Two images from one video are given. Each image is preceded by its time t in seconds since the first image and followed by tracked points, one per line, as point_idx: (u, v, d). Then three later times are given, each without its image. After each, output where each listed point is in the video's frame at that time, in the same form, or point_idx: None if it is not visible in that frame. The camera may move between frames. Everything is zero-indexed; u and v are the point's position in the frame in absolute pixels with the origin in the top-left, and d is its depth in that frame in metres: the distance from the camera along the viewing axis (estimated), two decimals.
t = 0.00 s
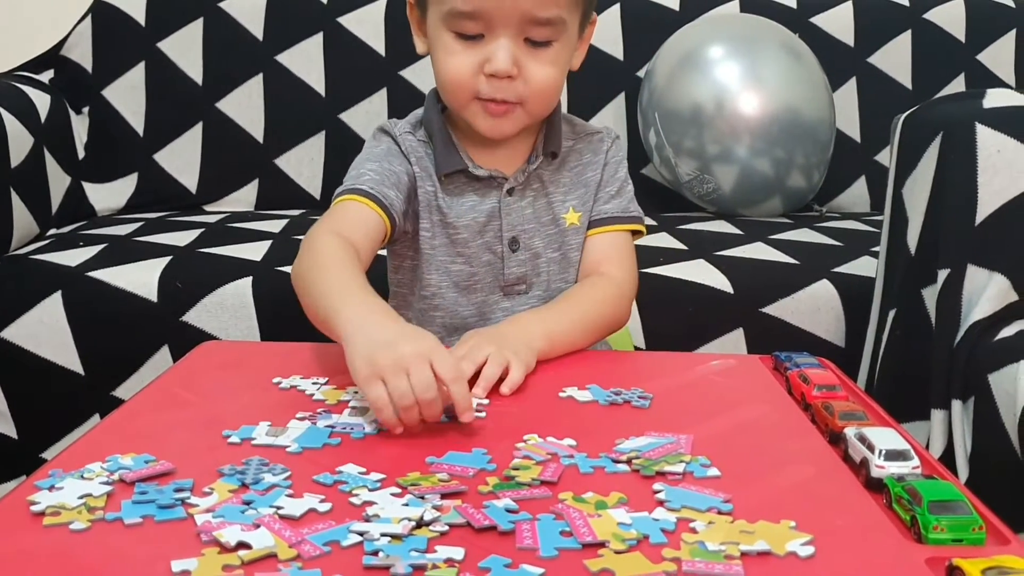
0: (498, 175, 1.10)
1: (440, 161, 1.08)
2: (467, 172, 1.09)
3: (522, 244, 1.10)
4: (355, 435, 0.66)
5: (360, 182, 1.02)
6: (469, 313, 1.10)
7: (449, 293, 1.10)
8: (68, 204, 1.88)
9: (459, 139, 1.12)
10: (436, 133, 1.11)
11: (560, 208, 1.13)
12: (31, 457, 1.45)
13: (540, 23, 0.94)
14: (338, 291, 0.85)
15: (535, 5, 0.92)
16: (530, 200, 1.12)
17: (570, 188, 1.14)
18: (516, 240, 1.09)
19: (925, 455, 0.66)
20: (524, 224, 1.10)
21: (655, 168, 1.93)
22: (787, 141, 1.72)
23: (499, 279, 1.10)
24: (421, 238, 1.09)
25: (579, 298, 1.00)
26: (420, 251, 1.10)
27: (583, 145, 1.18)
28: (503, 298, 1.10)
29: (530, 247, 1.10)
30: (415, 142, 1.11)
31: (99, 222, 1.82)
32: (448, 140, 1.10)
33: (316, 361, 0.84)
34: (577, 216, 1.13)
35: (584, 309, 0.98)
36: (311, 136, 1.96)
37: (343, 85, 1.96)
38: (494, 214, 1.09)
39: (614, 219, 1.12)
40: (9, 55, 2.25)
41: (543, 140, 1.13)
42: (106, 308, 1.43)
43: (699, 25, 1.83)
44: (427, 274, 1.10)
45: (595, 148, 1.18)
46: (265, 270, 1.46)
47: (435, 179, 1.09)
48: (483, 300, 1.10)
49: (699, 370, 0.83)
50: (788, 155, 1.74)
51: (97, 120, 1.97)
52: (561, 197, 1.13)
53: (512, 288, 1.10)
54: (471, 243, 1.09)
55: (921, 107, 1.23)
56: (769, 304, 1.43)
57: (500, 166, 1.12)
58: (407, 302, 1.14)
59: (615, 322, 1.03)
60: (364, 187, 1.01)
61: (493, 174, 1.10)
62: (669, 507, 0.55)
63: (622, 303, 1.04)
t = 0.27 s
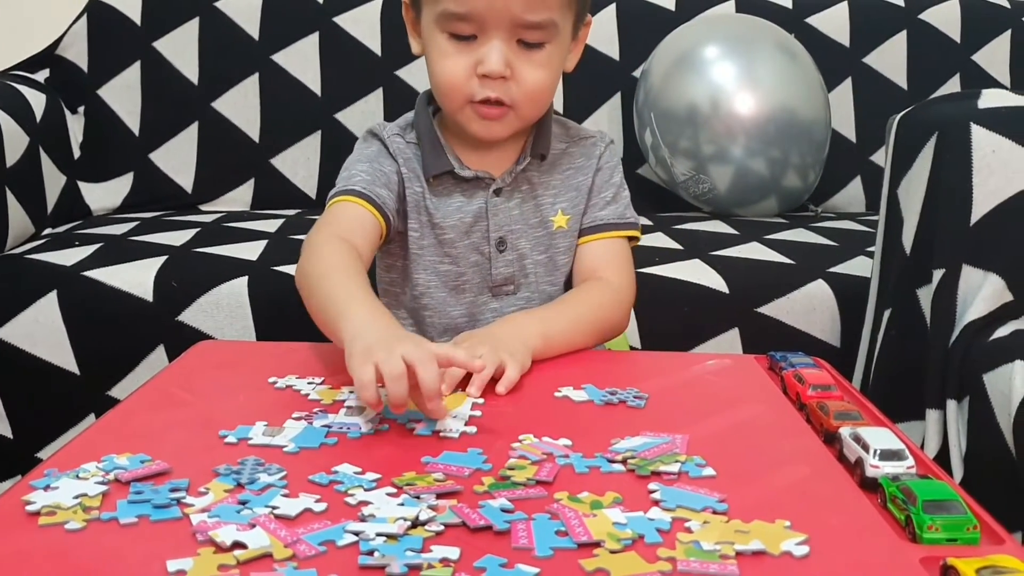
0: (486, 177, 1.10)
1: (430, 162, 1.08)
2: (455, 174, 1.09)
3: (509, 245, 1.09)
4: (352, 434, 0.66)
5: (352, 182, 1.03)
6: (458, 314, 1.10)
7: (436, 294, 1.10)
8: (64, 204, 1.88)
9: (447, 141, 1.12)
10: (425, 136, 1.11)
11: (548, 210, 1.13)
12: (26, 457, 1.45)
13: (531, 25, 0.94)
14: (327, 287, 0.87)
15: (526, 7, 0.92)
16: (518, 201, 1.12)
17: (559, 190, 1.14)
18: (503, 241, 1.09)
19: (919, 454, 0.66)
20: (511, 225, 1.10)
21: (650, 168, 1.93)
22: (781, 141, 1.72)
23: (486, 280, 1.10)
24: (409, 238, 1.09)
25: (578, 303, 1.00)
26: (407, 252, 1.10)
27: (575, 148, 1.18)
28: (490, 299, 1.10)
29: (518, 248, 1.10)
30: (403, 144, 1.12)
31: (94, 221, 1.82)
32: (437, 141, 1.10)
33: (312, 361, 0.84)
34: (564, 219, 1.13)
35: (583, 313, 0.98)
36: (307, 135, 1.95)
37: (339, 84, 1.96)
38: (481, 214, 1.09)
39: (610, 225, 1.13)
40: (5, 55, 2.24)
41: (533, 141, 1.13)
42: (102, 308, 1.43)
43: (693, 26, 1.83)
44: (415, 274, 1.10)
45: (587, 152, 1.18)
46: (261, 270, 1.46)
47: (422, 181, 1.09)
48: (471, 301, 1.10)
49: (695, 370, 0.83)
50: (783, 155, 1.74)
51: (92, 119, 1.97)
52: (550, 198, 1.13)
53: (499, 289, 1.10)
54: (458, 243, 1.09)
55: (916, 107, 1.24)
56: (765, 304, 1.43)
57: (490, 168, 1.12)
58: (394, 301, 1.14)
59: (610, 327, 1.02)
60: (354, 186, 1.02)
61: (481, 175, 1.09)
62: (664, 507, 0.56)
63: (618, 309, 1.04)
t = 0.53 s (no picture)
0: (480, 171, 1.10)
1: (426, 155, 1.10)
2: (450, 166, 1.10)
3: (500, 239, 1.09)
4: (350, 432, 0.66)
5: (332, 177, 1.11)
6: (447, 305, 1.10)
7: (427, 284, 1.11)
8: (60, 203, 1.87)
9: (450, 135, 1.13)
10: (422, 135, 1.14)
11: (543, 208, 1.11)
12: (23, 457, 1.45)
13: (541, 24, 0.94)
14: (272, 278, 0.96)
15: (535, 6, 0.92)
16: (515, 198, 1.11)
17: (557, 189, 1.13)
18: (495, 235, 1.09)
19: (916, 453, 0.66)
20: (504, 220, 1.09)
21: (647, 167, 1.93)
22: (779, 141, 1.72)
23: (476, 272, 1.10)
24: (401, 228, 1.11)
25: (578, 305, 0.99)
26: (400, 241, 1.12)
27: (579, 152, 1.16)
28: (478, 292, 1.10)
29: (509, 244, 1.09)
30: (400, 139, 1.14)
31: (91, 220, 1.82)
32: (438, 134, 1.12)
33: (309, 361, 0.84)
34: (558, 218, 1.12)
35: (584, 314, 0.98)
36: (304, 134, 1.95)
37: (336, 83, 1.96)
38: (473, 208, 1.09)
39: (609, 231, 1.11)
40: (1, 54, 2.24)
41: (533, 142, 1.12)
42: (99, 307, 1.43)
43: (692, 25, 1.83)
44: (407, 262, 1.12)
45: (591, 156, 1.16)
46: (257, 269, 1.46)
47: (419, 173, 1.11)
48: (460, 292, 1.10)
49: (692, 369, 0.83)
50: (781, 154, 1.74)
51: (89, 118, 1.97)
52: (547, 197, 1.12)
53: (488, 282, 1.09)
54: (449, 234, 1.10)
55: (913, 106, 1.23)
56: (762, 303, 1.43)
57: (487, 162, 1.12)
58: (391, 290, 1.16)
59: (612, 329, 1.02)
60: (330, 184, 1.10)
61: (476, 169, 1.10)
62: (661, 506, 0.55)
63: (618, 311, 1.03)
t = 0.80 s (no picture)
0: (481, 162, 1.10)
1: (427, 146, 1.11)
2: (451, 156, 1.10)
3: (503, 231, 1.09)
4: (346, 432, 0.66)
5: (351, 176, 1.08)
6: (453, 298, 1.10)
7: (432, 279, 1.11)
8: (57, 202, 1.87)
9: (451, 127, 1.13)
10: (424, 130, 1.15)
11: (540, 197, 1.10)
12: (20, 456, 1.44)
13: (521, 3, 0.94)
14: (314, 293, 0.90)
15: None
16: (516, 189, 1.10)
17: (556, 178, 1.12)
18: (497, 227, 1.09)
19: (912, 452, 0.67)
20: (506, 212, 1.09)
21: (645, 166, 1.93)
22: (776, 140, 1.73)
23: (481, 265, 1.10)
24: (405, 224, 1.12)
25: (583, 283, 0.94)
26: (405, 237, 1.12)
27: (574, 139, 1.16)
28: (484, 285, 1.10)
29: (511, 235, 1.09)
30: (408, 133, 1.15)
31: (88, 219, 1.82)
32: (438, 127, 1.12)
33: (305, 361, 0.84)
34: (555, 206, 1.10)
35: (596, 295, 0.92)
36: (301, 133, 1.95)
37: (333, 82, 1.96)
38: (475, 201, 1.09)
39: (600, 203, 1.07)
40: None
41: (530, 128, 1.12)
42: (95, 306, 1.43)
43: (688, 25, 1.83)
44: (412, 259, 1.12)
45: (586, 141, 1.15)
46: (254, 268, 1.46)
47: (422, 166, 1.12)
48: (465, 286, 1.10)
49: (689, 368, 0.83)
50: (778, 154, 1.74)
51: (86, 117, 1.96)
52: (545, 185, 1.11)
53: (493, 275, 1.10)
54: (452, 229, 1.10)
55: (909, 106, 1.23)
56: (759, 303, 1.43)
57: (488, 154, 1.12)
58: (398, 287, 1.16)
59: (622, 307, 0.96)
60: (354, 181, 1.07)
61: (476, 160, 1.10)
62: (658, 505, 0.56)
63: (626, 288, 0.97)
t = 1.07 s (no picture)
0: (481, 166, 1.10)
1: (426, 151, 1.10)
2: (450, 161, 1.10)
3: (502, 236, 1.09)
4: (342, 431, 0.66)
5: (345, 179, 1.08)
6: (452, 302, 1.10)
7: (430, 283, 1.11)
8: (55, 201, 1.87)
9: (450, 130, 1.13)
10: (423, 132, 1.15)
11: (542, 201, 1.10)
12: (18, 455, 1.44)
13: (516, 13, 0.93)
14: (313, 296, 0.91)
15: None
16: (515, 193, 1.10)
17: (555, 182, 1.12)
18: (496, 232, 1.09)
19: (911, 452, 0.67)
20: (505, 217, 1.09)
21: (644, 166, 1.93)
22: (775, 140, 1.72)
23: (479, 270, 1.10)
24: (403, 227, 1.11)
25: (573, 300, 0.92)
26: (402, 241, 1.12)
27: (574, 143, 1.15)
28: (482, 290, 1.10)
29: (510, 240, 1.09)
30: (405, 135, 1.15)
31: (86, 218, 1.81)
32: (437, 131, 1.12)
33: (304, 360, 0.84)
34: (557, 210, 1.10)
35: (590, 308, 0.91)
36: (299, 132, 1.95)
37: (331, 81, 1.95)
38: (474, 205, 1.09)
39: (604, 206, 1.07)
40: None
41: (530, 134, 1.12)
42: (93, 305, 1.43)
43: (686, 25, 1.83)
44: (409, 262, 1.11)
45: (586, 146, 1.15)
46: (253, 267, 1.45)
47: (421, 169, 1.11)
48: (463, 291, 1.10)
49: (688, 368, 0.83)
50: (777, 153, 1.74)
51: (84, 116, 1.96)
52: (545, 190, 1.11)
53: (492, 280, 1.09)
54: (451, 233, 1.10)
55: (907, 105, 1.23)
56: (758, 302, 1.43)
57: (486, 159, 1.11)
58: (395, 290, 1.16)
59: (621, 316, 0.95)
60: (348, 184, 1.07)
61: (476, 165, 1.10)
62: (657, 505, 0.55)
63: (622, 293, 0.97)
